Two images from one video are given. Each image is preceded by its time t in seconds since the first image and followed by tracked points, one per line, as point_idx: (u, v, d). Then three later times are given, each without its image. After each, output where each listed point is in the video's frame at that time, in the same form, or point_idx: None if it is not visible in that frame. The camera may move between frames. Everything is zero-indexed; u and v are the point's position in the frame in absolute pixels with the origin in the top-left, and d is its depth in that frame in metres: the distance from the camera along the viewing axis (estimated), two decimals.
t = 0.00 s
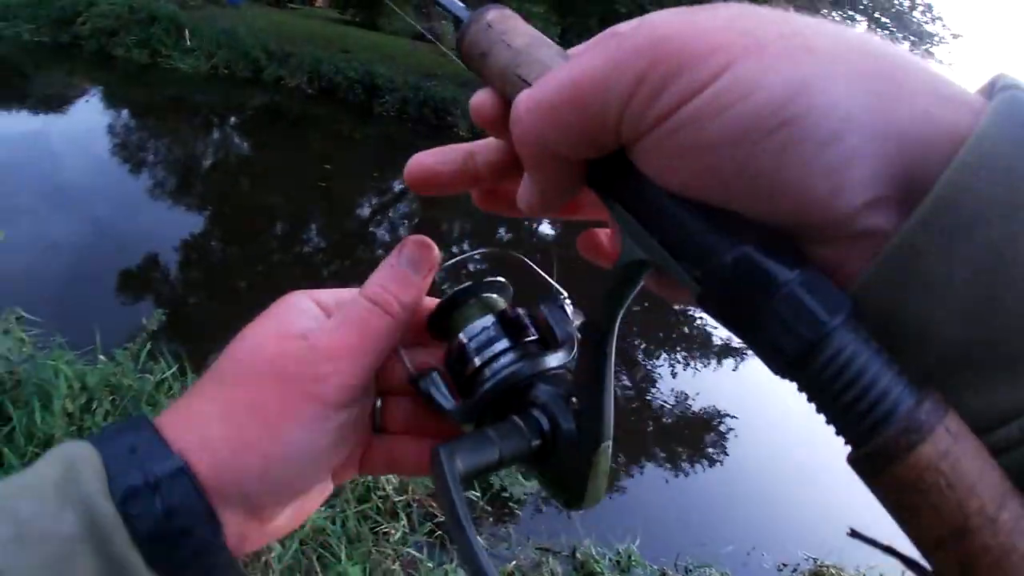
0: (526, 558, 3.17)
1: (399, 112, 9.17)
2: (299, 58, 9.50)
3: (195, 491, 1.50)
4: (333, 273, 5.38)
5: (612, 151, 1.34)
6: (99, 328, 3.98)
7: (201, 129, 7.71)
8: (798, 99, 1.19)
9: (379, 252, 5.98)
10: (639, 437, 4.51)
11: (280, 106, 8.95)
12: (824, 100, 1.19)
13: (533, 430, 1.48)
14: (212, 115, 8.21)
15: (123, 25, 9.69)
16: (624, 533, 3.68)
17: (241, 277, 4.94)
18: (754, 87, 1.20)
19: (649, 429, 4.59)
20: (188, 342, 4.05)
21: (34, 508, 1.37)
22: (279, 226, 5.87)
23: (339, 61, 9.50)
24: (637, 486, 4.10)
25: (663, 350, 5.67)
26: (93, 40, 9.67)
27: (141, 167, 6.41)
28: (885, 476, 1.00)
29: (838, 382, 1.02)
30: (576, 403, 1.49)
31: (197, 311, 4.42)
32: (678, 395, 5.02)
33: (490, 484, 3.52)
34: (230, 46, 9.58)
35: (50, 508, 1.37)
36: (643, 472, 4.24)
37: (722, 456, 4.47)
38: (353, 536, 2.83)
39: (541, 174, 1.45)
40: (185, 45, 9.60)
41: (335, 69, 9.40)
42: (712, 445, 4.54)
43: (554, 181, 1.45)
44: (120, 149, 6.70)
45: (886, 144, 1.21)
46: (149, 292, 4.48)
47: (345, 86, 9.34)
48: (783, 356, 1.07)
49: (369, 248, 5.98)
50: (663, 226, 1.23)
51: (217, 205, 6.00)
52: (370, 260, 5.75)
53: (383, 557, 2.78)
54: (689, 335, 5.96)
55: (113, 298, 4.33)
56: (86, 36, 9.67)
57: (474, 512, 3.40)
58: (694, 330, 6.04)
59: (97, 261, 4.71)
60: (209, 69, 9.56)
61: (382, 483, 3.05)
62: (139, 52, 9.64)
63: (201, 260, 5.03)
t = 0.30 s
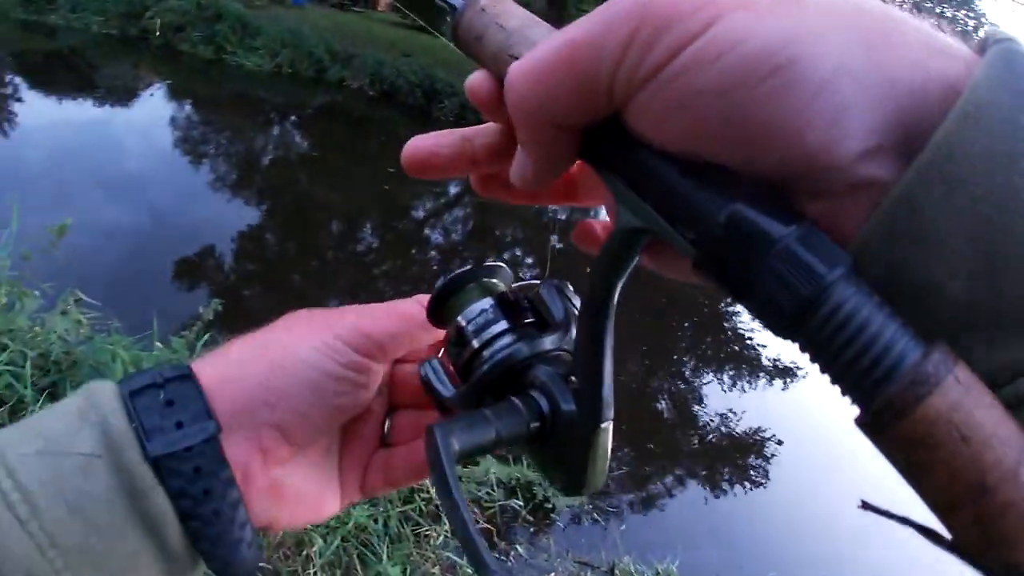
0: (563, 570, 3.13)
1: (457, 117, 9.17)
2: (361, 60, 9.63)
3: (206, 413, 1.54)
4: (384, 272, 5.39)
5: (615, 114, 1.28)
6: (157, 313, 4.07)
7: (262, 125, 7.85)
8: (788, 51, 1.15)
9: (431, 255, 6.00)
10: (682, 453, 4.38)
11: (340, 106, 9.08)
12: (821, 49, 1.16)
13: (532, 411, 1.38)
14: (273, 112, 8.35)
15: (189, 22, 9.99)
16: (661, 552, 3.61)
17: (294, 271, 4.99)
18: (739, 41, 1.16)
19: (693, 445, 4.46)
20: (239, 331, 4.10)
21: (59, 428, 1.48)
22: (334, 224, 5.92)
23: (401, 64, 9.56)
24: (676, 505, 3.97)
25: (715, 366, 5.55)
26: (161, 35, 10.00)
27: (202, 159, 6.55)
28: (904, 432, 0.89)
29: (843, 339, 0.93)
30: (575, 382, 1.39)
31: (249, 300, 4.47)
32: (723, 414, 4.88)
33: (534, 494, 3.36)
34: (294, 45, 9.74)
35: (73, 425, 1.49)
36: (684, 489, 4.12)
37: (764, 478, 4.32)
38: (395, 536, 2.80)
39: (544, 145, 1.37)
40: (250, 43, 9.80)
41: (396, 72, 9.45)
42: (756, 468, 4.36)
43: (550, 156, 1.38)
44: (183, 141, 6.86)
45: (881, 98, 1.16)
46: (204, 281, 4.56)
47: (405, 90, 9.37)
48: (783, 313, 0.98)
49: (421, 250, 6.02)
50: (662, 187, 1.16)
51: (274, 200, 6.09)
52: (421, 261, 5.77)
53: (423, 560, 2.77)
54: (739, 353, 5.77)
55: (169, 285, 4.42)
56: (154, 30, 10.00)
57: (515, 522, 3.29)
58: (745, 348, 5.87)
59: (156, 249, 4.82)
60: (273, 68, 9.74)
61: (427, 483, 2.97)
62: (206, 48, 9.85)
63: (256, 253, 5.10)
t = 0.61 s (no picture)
0: None
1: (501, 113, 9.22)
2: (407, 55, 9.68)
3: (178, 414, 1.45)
4: (424, 267, 5.43)
5: (666, 139, 1.21)
6: (201, 298, 4.14)
7: (307, 117, 7.94)
8: (792, 93, 1.17)
9: (470, 251, 6.05)
10: (715, 461, 4.32)
11: (384, 99, 9.15)
12: (811, 81, 1.16)
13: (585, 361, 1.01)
14: (318, 104, 8.43)
15: (239, 15, 10.25)
16: (690, 562, 3.44)
17: (335, 262, 5.03)
18: (759, 78, 1.18)
19: (725, 453, 4.41)
20: (279, 320, 4.14)
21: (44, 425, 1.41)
22: (375, 217, 5.94)
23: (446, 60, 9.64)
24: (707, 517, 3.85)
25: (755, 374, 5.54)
26: (210, 25, 10.33)
27: (248, 148, 6.65)
28: (931, 370, 0.68)
29: (856, 290, 0.72)
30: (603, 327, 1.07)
31: (289, 290, 4.51)
32: (756, 423, 4.80)
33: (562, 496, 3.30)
34: (340, 39, 9.83)
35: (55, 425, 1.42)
36: (713, 500, 4.03)
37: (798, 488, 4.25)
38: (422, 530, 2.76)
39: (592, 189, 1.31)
40: (297, 35, 9.90)
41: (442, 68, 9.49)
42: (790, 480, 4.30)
43: (613, 175, 1.24)
44: (229, 131, 6.96)
45: (890, 121, 1.12)
46: (247, 268, 4.62)
47: (451, 85, 9.39)
48: (775, 252, 0.84)
49: (460, 245, 6.08)
50: (680, 189, 1.06)
51: (316, 191, 6.14)
52: (460, 258, 5.84)
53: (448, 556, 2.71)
54: (776, 362, 5.74)
55: (212, 272, 4.48)
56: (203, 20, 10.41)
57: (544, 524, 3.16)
58: (782, 357, 5.85)
59: (201, 235, 4.89)
60: (319, 60, 9.84)
61: (457, 480, 2.97)
62: (254, 40, 10.02)
63: (298, 242, 5.15)
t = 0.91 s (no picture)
0: None
1: (506, 116, 9.20)
2: (414, 56, 9.72)
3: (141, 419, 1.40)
4: (427, 267, 5.48)
5: None
6: (200, 295, 4.13)
7: (314, 116, 7.98)
8: None
9: (472, 252, 6.09)
10: (715, 463, 4.35)
11: (390, 99, 9.22)
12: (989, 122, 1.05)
13: None
14: (324, 103, 8.47)
15: (247, 12, 10.22)
16: (686, 568, 3.40)
17: (338, 260, 5.04)
18: None
19: (724, 458, 4.42)
20: (281, 317, 4.15)
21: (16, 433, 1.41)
22: (380, 216, 5.96)
23: (451, 61, 9.75)
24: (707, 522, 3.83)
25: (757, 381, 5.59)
26: (218, 23, 10.25)
27: (254, 147, 6.69)
28: None
29: None
30: None
31: (292, 287, 4.52)
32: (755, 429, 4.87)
33: (559, 500, 3.29)
34: (347, 38, 9.87)
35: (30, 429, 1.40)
36: (714, 504, 4.00)
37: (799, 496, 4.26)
38: (417, 532, 2.72)
39: (892, 215, 1.33)
40: (305, 35, 9.96)
41: (448, 69, 9.61)
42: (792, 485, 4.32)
43: None
44: (236, 128, 7.01)
45: None
46: (251, 265, 4.64)
47: (457, 86, 9.45)
48: None
49: (463, 245, 6.14)
50: None
51: (321, 189, 6.16)
52: (463, 258, 5.89)
53: (442, 558, 2.64)
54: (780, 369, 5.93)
55: (216, 269, 4.51)
56: (211, 18, 10.29)
57: (539, 528, 3.15)
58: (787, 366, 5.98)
59: (206, 232, 4.92)
60: (326, 60, 9.85)
61: (452, 483, 2.97)
62: (261, 38, 10.02)
63: (302, 240, 5.17)
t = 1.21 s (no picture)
0: None
1: (477, 123, 9.54)
2: (386, 63, 9.77)
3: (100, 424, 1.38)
4: (397, 274, 5.49)
5: None
6: (163, 302, 4.07)
7: (285, 121, 7.94)
8: None
9: (442, 260, 6.13)
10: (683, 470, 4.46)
11: (363, 104, 9.21)
12: None
13: None
14: (296, 108, 8.44)
15: (218, 14, 10.05)
16: None
17: (307, 266, 5.03)
18: None
19: (691, 465, 4.53)
20: (248, 324, 4.13)
21: None
22: (350, 222, 5.96)
23: (423, 68, 9.84)
24: (678, 526, 3.95)
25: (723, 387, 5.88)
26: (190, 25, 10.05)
27: (225, 151, 6.64)
28: None
29: None
30: None
31: (260, 294, 4.49)
32: (726, 434, 5.07)
33: (525, 508, 3.35)
34: (320, 44, 9.84)
35: None
36: (684, 509, 4.14)
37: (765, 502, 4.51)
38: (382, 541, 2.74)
39: None
40: (278, 40, 9.89)
41: (420, 76, 9.70)
42: (760, 491, 4.60)
43: None
44: (207, 132, 6.97)
45: None
46: (220, 272, 4.61)
47: (428, 93, 9.60)
48: None
49: (434, 253, 6.17)
50: None
51: (292, 195, 6.14)
52: (434, 266, 5.92)
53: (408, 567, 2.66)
54: (751, 378, 6.31)
55: (184, 274, 4.47)
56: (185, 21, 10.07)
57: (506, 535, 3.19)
58: (754, 372, 6.48)
59: (175, 237, 4.88)
60: (299, 65, 9.78)
61: (418, 491, 3.00)
62: (233, 42, 9.93)
63: (272, 246, 5.15)
